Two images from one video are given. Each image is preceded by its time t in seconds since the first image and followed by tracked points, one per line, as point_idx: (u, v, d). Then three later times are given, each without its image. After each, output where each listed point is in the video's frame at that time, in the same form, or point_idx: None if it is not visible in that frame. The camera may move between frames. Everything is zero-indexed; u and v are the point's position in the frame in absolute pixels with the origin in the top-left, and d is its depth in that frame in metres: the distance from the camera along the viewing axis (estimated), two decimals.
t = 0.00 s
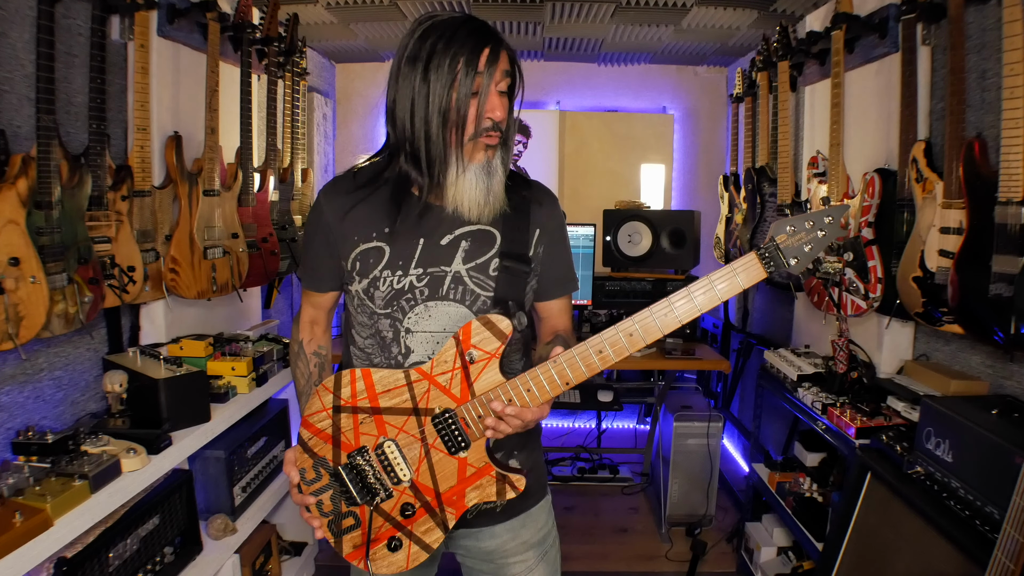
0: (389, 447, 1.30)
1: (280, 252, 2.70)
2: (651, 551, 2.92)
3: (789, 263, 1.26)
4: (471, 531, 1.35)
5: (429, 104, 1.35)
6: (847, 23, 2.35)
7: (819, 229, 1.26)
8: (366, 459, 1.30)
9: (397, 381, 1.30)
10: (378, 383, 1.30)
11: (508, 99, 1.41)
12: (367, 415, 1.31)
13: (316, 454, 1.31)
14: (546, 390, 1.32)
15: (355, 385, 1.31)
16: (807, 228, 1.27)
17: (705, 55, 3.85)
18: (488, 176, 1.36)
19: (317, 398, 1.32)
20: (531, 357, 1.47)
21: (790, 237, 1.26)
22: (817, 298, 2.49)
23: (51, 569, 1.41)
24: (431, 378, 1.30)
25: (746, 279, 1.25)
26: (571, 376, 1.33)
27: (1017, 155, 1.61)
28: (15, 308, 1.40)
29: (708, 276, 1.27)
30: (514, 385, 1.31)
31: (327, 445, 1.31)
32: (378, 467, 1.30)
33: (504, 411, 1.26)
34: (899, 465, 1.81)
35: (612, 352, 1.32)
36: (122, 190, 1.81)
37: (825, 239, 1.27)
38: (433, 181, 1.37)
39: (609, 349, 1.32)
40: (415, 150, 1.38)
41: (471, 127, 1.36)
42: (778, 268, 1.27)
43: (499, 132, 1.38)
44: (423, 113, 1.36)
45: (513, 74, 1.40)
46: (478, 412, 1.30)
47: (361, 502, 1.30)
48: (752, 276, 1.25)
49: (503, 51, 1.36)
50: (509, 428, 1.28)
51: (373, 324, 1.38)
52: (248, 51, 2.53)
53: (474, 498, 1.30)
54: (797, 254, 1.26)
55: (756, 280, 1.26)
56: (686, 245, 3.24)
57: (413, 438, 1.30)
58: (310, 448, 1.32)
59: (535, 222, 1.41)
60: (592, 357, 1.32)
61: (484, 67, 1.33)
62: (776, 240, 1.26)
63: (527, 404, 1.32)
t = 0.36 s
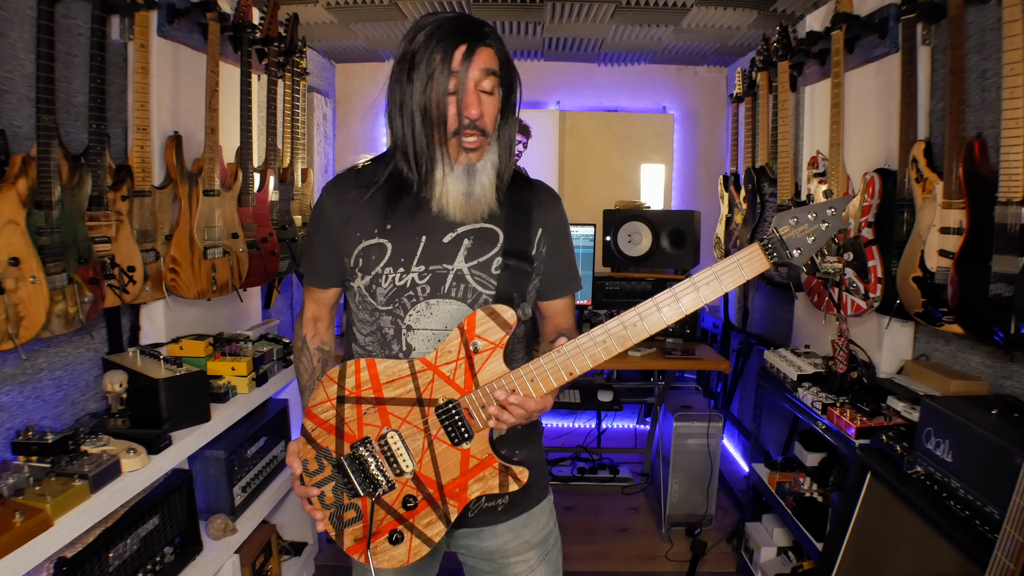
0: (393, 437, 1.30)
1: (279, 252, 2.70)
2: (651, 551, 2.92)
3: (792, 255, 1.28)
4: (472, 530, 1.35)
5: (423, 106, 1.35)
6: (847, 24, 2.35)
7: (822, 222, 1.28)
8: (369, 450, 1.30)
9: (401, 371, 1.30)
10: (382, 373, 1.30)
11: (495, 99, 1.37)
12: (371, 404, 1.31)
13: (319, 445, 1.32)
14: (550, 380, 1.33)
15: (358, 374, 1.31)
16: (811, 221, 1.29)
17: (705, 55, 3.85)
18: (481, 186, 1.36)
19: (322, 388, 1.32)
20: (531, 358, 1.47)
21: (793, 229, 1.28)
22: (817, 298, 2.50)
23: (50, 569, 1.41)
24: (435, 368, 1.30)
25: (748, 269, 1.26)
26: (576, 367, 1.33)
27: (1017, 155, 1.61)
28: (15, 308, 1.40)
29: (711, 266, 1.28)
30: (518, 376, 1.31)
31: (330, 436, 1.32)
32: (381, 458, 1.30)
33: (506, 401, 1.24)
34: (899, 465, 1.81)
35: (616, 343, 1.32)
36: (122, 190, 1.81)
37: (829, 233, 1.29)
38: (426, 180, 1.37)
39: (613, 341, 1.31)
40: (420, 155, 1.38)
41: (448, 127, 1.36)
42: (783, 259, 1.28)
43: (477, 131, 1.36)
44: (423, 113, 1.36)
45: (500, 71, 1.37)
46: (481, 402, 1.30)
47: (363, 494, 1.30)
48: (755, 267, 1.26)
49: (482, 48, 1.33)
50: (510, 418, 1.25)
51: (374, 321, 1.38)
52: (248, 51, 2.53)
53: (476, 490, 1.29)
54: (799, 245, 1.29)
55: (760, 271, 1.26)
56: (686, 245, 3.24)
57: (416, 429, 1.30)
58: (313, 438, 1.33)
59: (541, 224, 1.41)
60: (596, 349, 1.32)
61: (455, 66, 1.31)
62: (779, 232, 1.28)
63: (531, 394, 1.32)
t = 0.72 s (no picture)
0: (406, 443, 1.29)
1: (279, 252, 2.70)
2: (650, 550, 2.92)
3: (825, 313, 1.21)
4: (473, 536, 1.35)
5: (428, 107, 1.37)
6: (847, 23, 2.35)
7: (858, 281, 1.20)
8: (379, 452, 1.30)
9: (423, 377, 1.30)
10: (402, 377, 1.31)
11: (485, 93, 1.38)
12: (388, 407, 1.31)
13: (329, 440, 1.32)
14: (570, 406, 1.31)
15: (379, 375, 1.31)
16: (846, 280, 1.22)
17: (705, 55, 3.85)
18: (473, 179, 1.36)
19: (339, 384, 1.32)
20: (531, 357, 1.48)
21: (831, 285, 1.21)
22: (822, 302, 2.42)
23: (50, 569, 1.41)
24: (457, 379, 1.30)
25: (781, 319, 1.22)
26: (599, 396, 1.31)
27: (1017, 155, 1.61)
28: (15, 308, 1.40)
29: (744, 314, 1.25)
30: (540, 397, 1.30)
31: (341, 433, 1.32)
32: (391, 462, 1.29)
33: (528, 421, 1.24)
34: (899, 465, 1.81)
35: (642, 377, 1.30)
36: (122, 190, 1.81)
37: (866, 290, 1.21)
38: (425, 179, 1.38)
39: (640, 373, 1.30)
40: (429, 155, 1.38)
41: (429, 115, 1.38)
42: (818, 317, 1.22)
43: (456, 120, 1.36)
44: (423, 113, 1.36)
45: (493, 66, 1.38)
46: (501, 420, 1.29)
47: (368, 495, 1.29)
48: (787, 319, 1.22)
49: (468, 39, 1.36)
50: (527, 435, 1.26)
51: (375, 320, 1.39)
52: (248, 51, 2.53)
53: (483, 505, 1.29)
54: (835, 303, 1.22)
55: (791, 323, 1.22)
56: (686, 245, 3.24)
57: (430, 437, 1.30)
58: (323, 433, 1.33)
59: (543, 226, 1.40)
60: (621, 380, 1.30)
61: (438, 56, 1.35)
62: (815, 287, 1.22)
63: (547, 416, 1.31)
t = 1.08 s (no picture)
0: (405, 449, 1.30)
1: (280, 252, 2.70)
2: (651, 550, 2.92)
3: (835, 323, 1.26)
4: (474, 542, 1.35)
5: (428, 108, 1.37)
6: (847, 23, 2.35)
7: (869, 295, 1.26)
8: (377, 457, 1.30)
9: (423, 382, 1.30)
10: (403, 381, 1.31)
11: (494, 95, 1.37)
12: (387, 412, 1.31)
13: (325, 444, 1.32)
14: (575, 414, 1.32)
15: (379, 379, 1.31)
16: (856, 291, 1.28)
17: (705, 55, 3.85)
18: (484, 184, 1.35)
19: (338, 388, 1.32)
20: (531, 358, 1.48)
21: (841, 297, 1.27)
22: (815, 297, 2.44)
23: (51, 569, 1.42)
24: (459, 384, 1.30)
25: (789, 330, 1.25)
26: (606, 407, 1.31)
27: (1017, 155, 1.61)
28: (15, 308, 1.40)
29: (751, 325, 1.26)
30: (544, 405, 1.30)
31: (339, 437, 1.32)
32: (390, 468, 1.30)
33: (533, 428, 1.24)
34: (899, 465, 1.81)
35: (649, 387, 1.30)
36: (122, 190, 1.81)
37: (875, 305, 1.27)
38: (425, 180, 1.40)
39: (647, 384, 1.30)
40: (439, 158, 1.38)
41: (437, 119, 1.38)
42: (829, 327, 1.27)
43: (465, 123, 1.35)
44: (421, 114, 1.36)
45: (501, 68, 1.37)
46: (503, 427, 1.29)
47: (365, 501, 1.30)
48: (796, 329, 1.25)
49: (474, 40, 1.35)
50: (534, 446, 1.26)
51: (379, 322, 1.39)
52: (248, 51, 2.53)
53: (483, 514, 1.29)
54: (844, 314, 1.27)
55: (801, 334, 1.26)
56: (686, 245, 3.24)
57: (430, 443, 1.30)
58: (320, 436, 1.33)
59: (549, 229, 1.39)
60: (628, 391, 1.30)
61: (445, 59, 1.34)
62: (826, 298, 1.26)
63: (552, 424, 1.32)
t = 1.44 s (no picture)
0: (407, 433, 1.30)
1: (279, 252, 2.70)
2: (651, 550, 2.92)
3: (851, 329, 1.26)
4: (473, 536, 1.35)
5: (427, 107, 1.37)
6: (847, 24, 2.35)
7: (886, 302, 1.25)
8: (378, 441, 1.30)
9: (430, 367, 1.30)
10: (409, 364, 1.30)
11: (490, 67, 1.37)
12: (390, 395, 1.31)
13: (324, 425, 1.32)
14: (585, 408, 1.31)
15: (384, 361, 1.31)
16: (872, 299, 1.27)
17: (705, 55, 3.85)
18: (488, 158, 1.35)
19: (341, 368, 1.31)
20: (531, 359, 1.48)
21: (858, 302, 1.26)
22: (816, 298, 2.49)
23: (50, 569, 1.42)
24: (467, 371, 1.30)
25: (805, 333, 1.26)
26: (617, 400, 1.31)
27: (1017, 155, 1.61)
28: (15, 308, 1.40)
29: (768, 326, 1.27)
30: (552, 395, 1.30)
31: (338, 418, 1.32)
32: (390, 452, 1.30)
33: (543, 417, 1.24)
34: (899, 465, 1.81)
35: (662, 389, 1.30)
36: (122, 190, 1.81)
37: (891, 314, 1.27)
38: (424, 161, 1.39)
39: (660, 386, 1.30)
40: (440, 135, 1.37)
41: (436, 96, 1.37)
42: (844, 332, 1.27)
43: (464, 95, 1.35)
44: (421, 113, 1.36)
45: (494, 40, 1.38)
46: (510, 416, 1.29)
47: (362, 485, 1.29)
48: (812, 332, 1.26)
49: (465, 14, 1.36)
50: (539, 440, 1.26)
51: (374, 314, 1.39)
52: (248, 51, 2.53)
53: (483, 504, 1.29)
54: (861, 321, 1.27)
55: (817, 337, 1.26)
56: (686, 245, 3.24)
57: (433, 429, 1.30)
58: (318, 417, 1.32)
59: (547, 218, 1.39)
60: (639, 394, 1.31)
61: (437, 35, 1.35)
62: (842, 304, 1.27)
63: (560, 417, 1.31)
